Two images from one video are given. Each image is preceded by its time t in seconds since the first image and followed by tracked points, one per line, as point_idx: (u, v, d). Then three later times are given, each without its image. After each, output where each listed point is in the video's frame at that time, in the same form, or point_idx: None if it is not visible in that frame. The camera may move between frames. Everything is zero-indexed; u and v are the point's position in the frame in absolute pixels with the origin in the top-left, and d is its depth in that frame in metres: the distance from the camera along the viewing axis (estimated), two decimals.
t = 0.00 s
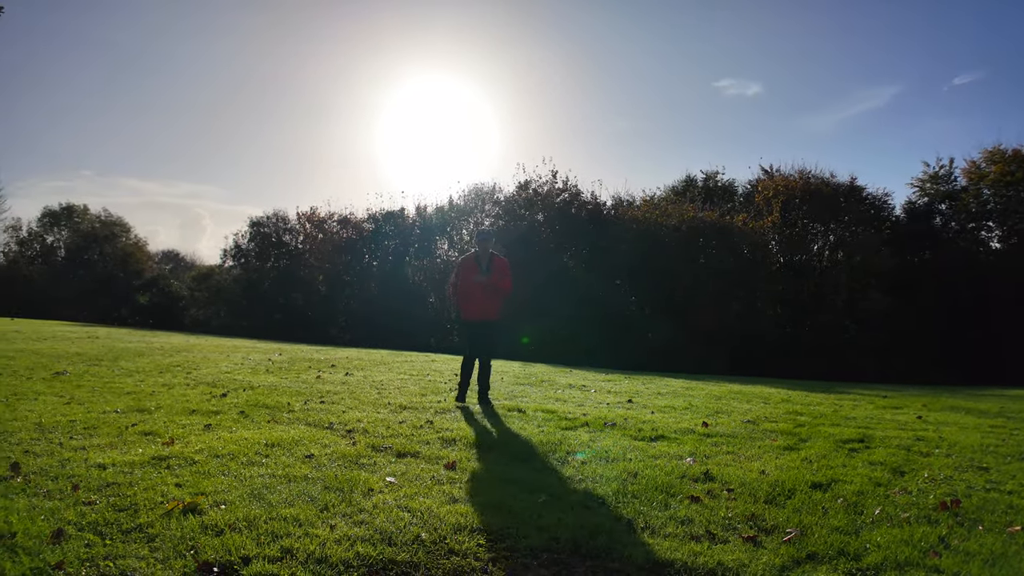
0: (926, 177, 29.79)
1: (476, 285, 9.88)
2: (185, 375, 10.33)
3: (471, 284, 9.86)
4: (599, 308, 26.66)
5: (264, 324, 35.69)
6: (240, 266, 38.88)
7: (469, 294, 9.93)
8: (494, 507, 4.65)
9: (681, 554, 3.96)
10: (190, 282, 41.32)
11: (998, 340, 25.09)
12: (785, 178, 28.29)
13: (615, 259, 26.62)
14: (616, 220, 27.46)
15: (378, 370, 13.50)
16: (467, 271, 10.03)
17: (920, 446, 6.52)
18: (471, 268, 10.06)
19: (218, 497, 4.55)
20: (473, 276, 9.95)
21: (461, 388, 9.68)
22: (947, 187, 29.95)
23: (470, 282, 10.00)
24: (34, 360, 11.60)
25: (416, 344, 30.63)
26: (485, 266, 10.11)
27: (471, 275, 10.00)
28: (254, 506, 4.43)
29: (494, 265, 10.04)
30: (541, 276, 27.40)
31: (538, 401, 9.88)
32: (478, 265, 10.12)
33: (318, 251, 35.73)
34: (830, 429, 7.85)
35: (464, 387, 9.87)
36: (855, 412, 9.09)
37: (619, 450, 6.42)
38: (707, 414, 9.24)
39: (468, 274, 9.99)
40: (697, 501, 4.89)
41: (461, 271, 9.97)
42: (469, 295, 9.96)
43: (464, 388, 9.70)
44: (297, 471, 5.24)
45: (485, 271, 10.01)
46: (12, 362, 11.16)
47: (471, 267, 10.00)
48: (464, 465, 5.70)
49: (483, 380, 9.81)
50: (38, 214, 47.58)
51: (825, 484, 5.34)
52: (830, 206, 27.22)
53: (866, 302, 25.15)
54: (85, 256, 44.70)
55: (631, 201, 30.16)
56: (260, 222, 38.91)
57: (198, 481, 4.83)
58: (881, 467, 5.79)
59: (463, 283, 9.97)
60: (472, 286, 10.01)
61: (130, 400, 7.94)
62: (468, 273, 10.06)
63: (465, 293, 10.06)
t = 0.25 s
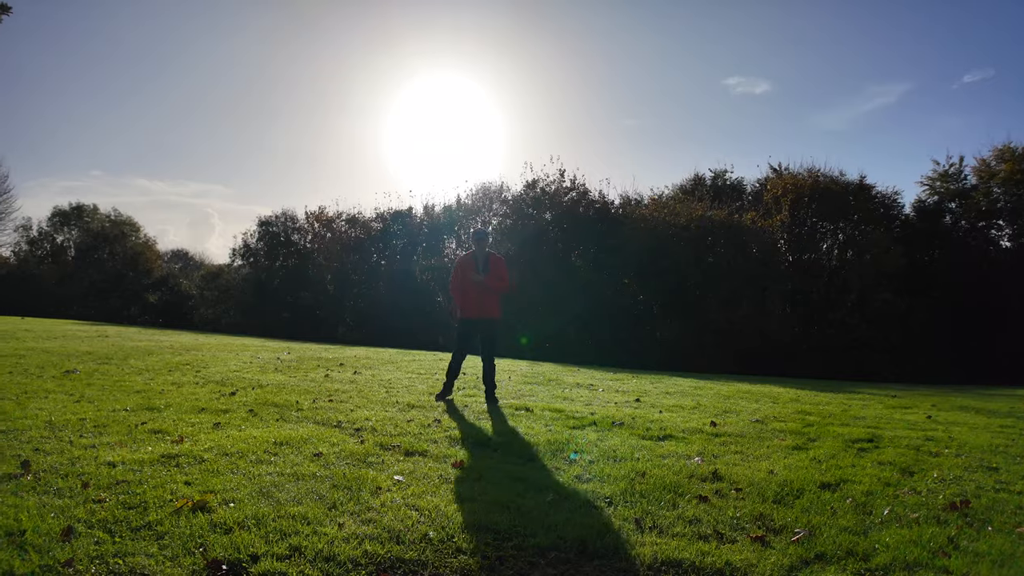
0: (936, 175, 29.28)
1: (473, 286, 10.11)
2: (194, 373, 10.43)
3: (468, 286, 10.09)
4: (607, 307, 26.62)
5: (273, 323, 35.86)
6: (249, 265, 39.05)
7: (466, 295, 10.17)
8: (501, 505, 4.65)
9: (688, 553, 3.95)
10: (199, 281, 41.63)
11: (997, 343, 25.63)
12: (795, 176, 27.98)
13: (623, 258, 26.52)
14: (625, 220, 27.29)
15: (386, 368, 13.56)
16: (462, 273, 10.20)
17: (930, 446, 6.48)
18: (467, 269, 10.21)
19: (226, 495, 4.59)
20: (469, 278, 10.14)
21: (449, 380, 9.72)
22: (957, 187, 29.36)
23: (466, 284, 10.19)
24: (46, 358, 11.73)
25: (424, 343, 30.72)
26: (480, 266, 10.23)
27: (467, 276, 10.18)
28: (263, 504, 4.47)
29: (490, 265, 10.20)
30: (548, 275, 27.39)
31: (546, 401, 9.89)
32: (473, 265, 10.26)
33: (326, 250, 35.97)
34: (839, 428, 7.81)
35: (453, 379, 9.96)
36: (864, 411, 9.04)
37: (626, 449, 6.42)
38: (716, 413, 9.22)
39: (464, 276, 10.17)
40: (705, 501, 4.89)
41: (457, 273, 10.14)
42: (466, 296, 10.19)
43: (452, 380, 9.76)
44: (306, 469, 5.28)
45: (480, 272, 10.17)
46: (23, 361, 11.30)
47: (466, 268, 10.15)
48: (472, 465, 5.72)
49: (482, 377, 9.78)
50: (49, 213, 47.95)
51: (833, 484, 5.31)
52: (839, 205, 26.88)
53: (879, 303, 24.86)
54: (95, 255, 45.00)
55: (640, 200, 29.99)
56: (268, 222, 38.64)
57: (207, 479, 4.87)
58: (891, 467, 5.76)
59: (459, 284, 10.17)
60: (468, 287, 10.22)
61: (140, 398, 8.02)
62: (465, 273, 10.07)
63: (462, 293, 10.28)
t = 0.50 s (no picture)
0: (946, 174, 29.09)
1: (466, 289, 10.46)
2: (204, 373, 10.52)
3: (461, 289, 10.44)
4: (615, 307, 26.57)
5: (282, 322, 36.04)
6: (258, 265, 39.30)
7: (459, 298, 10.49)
8: (510, 505, 4.68)
9: (698, 554, 3.95)
10: (209, 280, 41.97)
11: (1003, 343, 25.34)
12: (804, 176, 27.83)
13: (632, 258, 26.45)
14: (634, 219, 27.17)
15: (394, 368, 13.62)
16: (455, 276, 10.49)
17: (941, 447, 6.45)
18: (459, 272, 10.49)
19: (236, 494, 4.63)
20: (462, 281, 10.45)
21: (455, 380, 9.72)
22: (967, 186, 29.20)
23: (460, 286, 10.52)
24: (57, 358, 11.88)
25: (432, 343, 30.80)
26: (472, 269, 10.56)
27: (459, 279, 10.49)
28: (273, 503, 4.51)
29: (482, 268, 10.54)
30: (557, 275, 27.40)
31: (554, 401, 9.91)
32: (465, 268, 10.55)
33: (336, 251, 36.26)
34: (849, 429, 7.77)
35: (460, 379, 9.99)
36: (874, 412, 8.99)
37: (635, 450, 6.42)
38: (725, 414, 9.19)
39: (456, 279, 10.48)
40: (714, 502, 4.89)
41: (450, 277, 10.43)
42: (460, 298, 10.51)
43: (458, 381, 9.78)
44: (315, 468, 5.32)
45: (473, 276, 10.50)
46: (35, 360, 11.43)
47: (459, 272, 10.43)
48: (480, 464, 5.74)
49: (487, 377, 9.80)
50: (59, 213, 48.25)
51: (844, 486, 5.28)
52: (850, 205, 26.70)
53: (889, 303, 24.63)
54: (105, 255, 45.36)
55: (649, 200, 29.90)
56: (277, 222, 38.87)
57: (217, 479, 4.92)
58: (901, 469, 5.72)
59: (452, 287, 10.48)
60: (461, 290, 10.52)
61: (151, 398, 8.10)
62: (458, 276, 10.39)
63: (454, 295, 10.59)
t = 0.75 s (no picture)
0: (962, 172, 28.64)
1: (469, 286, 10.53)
2: (219, 371, 10.66)
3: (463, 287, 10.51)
4: (629, 306, 26.51)
5: (297, 321, 36.33)
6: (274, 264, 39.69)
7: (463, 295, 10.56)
8: (523, 505, 4.71)
9: (712, 555, 3.95)
10: (224, 280, 42.49)
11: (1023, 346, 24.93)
12: (820, 174, 27.57)
13: (646, 257, 26.35)
14: (647, 218, 27.07)
15: (408, 367, 13.71)
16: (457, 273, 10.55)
17: (958, 448, 6.39)
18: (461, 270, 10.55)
19: (252, 491, 4.70)
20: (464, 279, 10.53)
21: (466, 378, 9.75)
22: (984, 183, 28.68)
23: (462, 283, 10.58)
24: (75, 356, 12.08)
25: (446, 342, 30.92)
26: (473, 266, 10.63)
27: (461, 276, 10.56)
28: (287, 501, 4.58)
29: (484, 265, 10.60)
30: (570, 274, 27.38)
31: (568, 400, 9.93)
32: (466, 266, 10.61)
33: (350, 250, 36.73)
34: (865, 430, 7.71)
35: (473, 378, 10.04)
36: (890, 412, 8.90)
37: (648, 450, 6.42)
38: (740, 414, 9.15)
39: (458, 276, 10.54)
40: (728, 502, 4.88)
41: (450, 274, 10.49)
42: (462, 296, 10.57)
43: (469, 379, 9.83)
44: (330, 466, 5.39)
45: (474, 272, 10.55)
46: (53, 358, 11.62)
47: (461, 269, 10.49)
48: (492, 463, 5.78)
49: (500, 376, 9.84)
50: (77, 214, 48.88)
51: (859, 487, 5.24)
52: (866, 203, 26.39)
53: (905, 303, 24.38)
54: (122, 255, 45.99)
55: (662, 199, 29.77)
56: (293, 221, 39.21)
57: (233, 476, 5.00)
58: (917, 470, 5.68)
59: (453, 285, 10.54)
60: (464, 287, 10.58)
61: (167, 396, 8.23)
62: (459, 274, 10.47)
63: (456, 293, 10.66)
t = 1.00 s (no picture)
0: (981, 170, 28.10)
1: (480, 284, 10.60)
2: (236, 369, 10.82)
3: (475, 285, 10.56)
4: (643, 305, 26.41)
5: (313, 320, 36.70)
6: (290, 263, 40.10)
7: (475, 293, 10.63)
8: (538, 503, 4.74)
9: (727, 556, 3.94)
10: (242, 279, 43.09)
11: None
12: (837, 171, 27.25)
13: (661, 256, 26.22)
14: (662, 217, 26.90)
15: (422, 365, 13.80)
16: (468, 271, 10.60)
17: (977, 449, 6.33)
18: (472, 268, 10.61)
19: (268, 488, 4.78)
20: (476, 276, 10.60)
21: (480, 376, 9.79)
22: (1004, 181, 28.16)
23: (473, 282, 10.65)
24: (96, 354, 12.32)
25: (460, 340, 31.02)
26: (485, 264, 10.68)
27: (472, 274, 10.62)
28: (304, 497, 4.65)
29: (495, 262, 10.65)
30: (584, 272, 27.33)
31: (582, 399, 9.94)
32: (478, 264, 10.67)
33: (365, 249, 37.25)
34: (882, 430, 7.65)
35: (487, 377, 10.09)
36: (908, 413, 8.80)
37: (663, 449, 6.42)
38: (756, 414, 9.10)
39: (470, 274, 10.61)
40: (744, 502, 4.88)
41: (461, 272, 10.55)
42: (475, 294, 10.64)
43: (484, 378, 9.87)
44: (345, 463, 5.47)
45: (486, 270, 10.61)
46: (73, 356, 11.85)
47: (472, 267, 10.54)
48: (506, 461, 5.82)
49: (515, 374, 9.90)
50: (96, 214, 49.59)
51: (877, 488, 5.21)
52: (884, 200, 26.06)
53: (923, 301, 24.35)
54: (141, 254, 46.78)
55: (678, 197, 29.58)
56: (309, 220, 39.62)
57: (249, 473, 5.09)
58: (935, 471, 5.62)
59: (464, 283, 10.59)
60: (475, 285, 10.65)
61: (185, 394, 8.38)
62: (471, 272, 10.53)
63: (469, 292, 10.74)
